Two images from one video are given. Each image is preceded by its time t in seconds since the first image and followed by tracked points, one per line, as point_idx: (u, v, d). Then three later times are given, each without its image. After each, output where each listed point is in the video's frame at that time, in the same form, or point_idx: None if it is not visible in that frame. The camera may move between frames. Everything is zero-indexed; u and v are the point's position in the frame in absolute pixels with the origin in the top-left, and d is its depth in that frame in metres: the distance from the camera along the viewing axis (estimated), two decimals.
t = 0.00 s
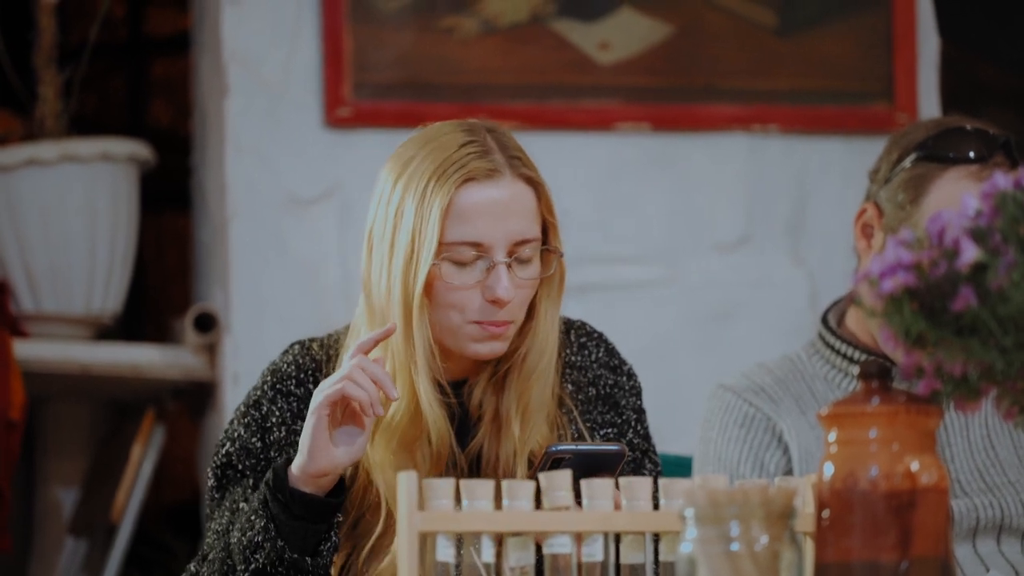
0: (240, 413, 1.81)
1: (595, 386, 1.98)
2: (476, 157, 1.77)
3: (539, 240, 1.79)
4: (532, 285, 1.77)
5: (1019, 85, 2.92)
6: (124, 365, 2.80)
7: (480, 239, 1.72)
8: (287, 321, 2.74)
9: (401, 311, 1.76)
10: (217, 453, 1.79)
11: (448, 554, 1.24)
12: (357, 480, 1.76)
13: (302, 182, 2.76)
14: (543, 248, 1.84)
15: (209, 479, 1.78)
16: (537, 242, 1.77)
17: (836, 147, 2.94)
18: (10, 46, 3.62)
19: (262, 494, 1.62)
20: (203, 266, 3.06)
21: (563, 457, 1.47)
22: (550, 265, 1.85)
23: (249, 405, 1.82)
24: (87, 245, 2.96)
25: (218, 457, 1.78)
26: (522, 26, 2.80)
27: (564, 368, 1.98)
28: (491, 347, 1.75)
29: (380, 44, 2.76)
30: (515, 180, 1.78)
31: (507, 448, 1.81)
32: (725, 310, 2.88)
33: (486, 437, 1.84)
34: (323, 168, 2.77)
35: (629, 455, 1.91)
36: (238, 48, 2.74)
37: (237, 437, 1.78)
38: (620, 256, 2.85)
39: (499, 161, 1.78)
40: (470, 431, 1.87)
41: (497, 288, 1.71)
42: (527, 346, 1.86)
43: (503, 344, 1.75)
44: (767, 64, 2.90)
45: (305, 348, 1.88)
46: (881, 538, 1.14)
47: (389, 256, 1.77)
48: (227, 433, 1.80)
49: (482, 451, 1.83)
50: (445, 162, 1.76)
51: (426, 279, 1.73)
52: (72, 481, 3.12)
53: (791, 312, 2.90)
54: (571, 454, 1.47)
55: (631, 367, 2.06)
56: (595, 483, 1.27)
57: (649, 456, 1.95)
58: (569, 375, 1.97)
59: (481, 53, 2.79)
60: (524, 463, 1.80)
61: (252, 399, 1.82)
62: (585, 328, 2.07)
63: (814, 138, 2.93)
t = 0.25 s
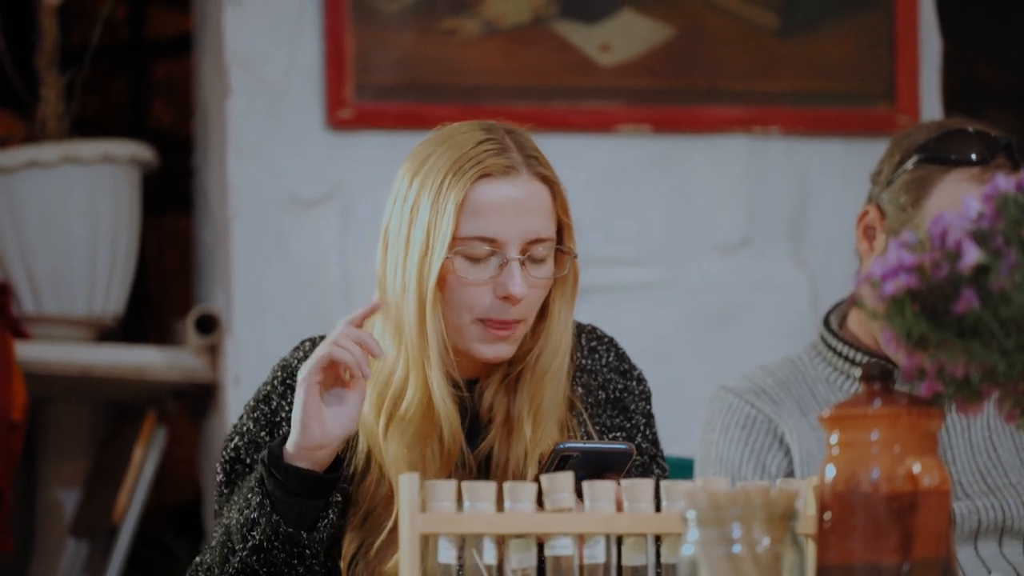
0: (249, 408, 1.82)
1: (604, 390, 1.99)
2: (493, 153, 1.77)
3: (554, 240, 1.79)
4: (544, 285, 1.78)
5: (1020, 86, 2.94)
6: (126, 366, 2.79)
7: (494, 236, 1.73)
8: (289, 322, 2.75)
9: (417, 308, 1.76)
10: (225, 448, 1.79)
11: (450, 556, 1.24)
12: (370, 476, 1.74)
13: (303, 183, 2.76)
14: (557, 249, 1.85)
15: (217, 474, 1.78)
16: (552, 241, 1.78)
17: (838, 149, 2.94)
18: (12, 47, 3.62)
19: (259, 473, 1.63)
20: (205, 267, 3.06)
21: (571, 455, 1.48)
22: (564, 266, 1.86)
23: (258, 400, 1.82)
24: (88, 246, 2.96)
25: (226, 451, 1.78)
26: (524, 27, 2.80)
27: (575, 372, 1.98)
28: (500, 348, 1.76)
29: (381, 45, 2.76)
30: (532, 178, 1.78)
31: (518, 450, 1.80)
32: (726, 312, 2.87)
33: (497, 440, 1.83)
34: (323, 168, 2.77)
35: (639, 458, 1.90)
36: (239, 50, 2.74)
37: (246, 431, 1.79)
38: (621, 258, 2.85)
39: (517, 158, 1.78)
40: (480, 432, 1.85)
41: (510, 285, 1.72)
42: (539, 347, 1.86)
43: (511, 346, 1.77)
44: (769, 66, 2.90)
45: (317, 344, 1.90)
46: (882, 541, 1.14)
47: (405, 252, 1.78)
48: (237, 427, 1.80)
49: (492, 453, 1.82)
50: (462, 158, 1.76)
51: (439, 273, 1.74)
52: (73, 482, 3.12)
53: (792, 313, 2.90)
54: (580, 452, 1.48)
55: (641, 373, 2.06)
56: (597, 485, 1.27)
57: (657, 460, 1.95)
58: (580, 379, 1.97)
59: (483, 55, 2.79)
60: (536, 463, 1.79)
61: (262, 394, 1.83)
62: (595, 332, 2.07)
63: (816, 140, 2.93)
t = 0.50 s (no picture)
0: (262, 411, 1.80)
1: (610, 391, 1.99)
2: (513, 147, 1.79)
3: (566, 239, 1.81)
4: (555, 283, 1.80)
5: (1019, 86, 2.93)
6: (127, 365, 2.82)
7: (507, 227, 1.74)
8: (289, 321, 2.74)
9: (431, 290, 1.74)
10: (240, 454, 1.76)
11: (451, 555, 1.23)
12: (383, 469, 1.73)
13: (303, 182, 2.76)
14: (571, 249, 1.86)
15: (233, 480, 1.75)
16: (565, 240, 1.80)
17: (838, 148, 2.94)
18: (12, 46, 3.62)
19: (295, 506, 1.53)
20: (205, 266, 3.06)
21: (574, 458, 1.49)
22: (576, 267, 1.87)
23: (270, 403, 1.81)
24: (89, 246, 2.96)
25: (242, 457, 1.75)
26: (524, 27, 2.80)
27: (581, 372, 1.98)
28: (505, 338, 1.77)
29: (382, 45, 2.76)
30: (549, 176, 1.80)
31: (527, 453, 1.81)
32: (727, 312, 2.88)
33: (503, 444, 1.83)
34: (324, 168, 2.77)
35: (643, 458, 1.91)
36: (240, 49, 2.74)
37: (260, 437, 1.76)
38: (622, 257, 2.85)
39: (536, 154, 1.80)
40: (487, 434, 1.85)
41: (519, 277, 1.74)
42: (547, 351, 1.87)
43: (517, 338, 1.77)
44: (770, 65, 2.90)
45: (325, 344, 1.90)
46: (883, 540, 1.14)
47: (418, 238, 1.77)
48: (250, 433, 1.78)
49: (498, 458, 1.83)
50: (482, 148, 1.78)
51: (450, 259, 1.74)
52: (74, 482, 3.13)
53: (793, 314, 2.90)
54: (582, 455, 1.49)
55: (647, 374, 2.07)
56: (597, 484, 1.28)
57: (661, 463, 1.95)
58: (586, 379, 1.97)
59: (483, 54, 2.79)
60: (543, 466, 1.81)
61: (273, 397, 1.82)
62: (603, 333, 2.08)
63: (816, 140, 2.93)
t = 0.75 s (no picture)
0: (270, 405, 1.79)
1: (617, 391, 2.00)
2: (526, 142, 1.80)
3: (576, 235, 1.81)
4: (565, 278, 1.79)
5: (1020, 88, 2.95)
6: (127, 363, 2.84)
7: (519, 219, 1.74)
8: (290, 320, 2.74)
9: (444, 282, 1.74)
10: (245, 445, 1.76)
11: (451, 554, 1.23)
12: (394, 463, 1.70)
13: (304, 181, 2.76)
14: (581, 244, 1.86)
15: (235, 470, 1.75)
16: (575, 235, 1.80)
17: (839, 148, 2.94)
18: (14, 45, 3.62)
19: (314, 499, 1.54)
20: (207, 266, 3.06)
21: (582, 453, 1.49)
22: (585, 262, 1.87)
23: (278, 397, 1.80)
24: (91, 245, 2.96)
25: (246, 449, 1.75)
26: (526, 26, 2.80)
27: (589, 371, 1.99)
28: (516, 331, 1.76)
29: (383, 44, 2.76)
30: (560, 171, 1.81)
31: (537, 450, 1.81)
32: (727, 312, 2.87)
33: (511, 442, 1.82)
34: (325, 167, 2.77)
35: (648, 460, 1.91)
36: (241, 49, 2.74)
37: (268, 430, 1.76)
38: (623, 257, 2.85)
39: (548, 149, 1.81)
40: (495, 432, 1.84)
41: (531, 270, 1.73)
42: (557, 349, 1.87)
43: (529, 331, 1.77)
44: (771, 65, 2.90)
45: (332, 339, 1.87)
46: (884, 539, 1.13)
47: (431, 236, 1.76)
48: (256, 426, 1.77)
49: (506, 456, 1.81)
50: (495, 143, 1.78)
51: (462, 251, 1.73)
52: (75, 480, 3.13)
53: (793, 313, 2.89)
54: (591, 451, 1.49)
55: (654, 375, 2.07)
56: (598, 484, 1.27)
57: (666, 463, 1.94)
58: (594, 378, 1.98)
59: (485, 53, 2.79)
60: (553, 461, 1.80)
61: (280, 391, 1.80)
62: (609, 334, 2.08)
63: (817, 139, 2.93)
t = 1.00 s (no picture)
0: (268, 407, 1.79)
1: (618, 392, 2.00)
2: (527, 142, 1.80)
3: (579, 233, 1.80)
4: (569, 277, 1.78)
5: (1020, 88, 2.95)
6: (128, 363, 2.84)
7: (523, 219, 1.74)
8: (291, 320, 2.74)
9: (448, 285, 1.75)
10: (243, 448, 1.76)
11: (452, 555, 1.23)
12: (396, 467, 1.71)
13: (304, 182, 2.76)
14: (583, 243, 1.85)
15: (234, 472, 1.76)
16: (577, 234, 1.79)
17: (840, 149, 2.94)
18: (14, 45, 3.62)
19: (305, 489, 1.54)
20: (208, 266, 3.07)
21: (588, 451, 1.49)
22: (589, 260, 1.86)
23: (276, 399, 1.80)
24: (91, 245, 2.96)
25: (245, 451, 1.75)
26: (527, 27, 2.80)
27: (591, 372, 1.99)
28: (522, 331, 1.75)
29: (384, 45, 2.76)
30: (561, 170, 1.81)
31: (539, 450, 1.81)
32: (727, 312, 2.87)
33: (512, 442, 1.82)
34: (326, 168, 2.77)
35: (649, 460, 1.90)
36: (242, 49, 2.74)
37: (265, 432, 1.76)
38: (623, 257, 2.85)
39: (549, 149, 1.81)
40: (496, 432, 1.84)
41: (537, 269, 1.72)
42: (560, 349, 1.87)
43: (534, 331, 1.76)
44: (772, 66, 2.90)
45: (332, 341, 1.88)
46: (885, 540, 1.13)
47: (434, 237, 1.76)
48: (255, 427, 1.78)
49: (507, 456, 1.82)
50: (496, 144, 1.78)
51: (467, 252, 1.73)
52: (75, 481, 3.13)
53: (794, 314, 2.89)
54: (597, 449, 1.49)
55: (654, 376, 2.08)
56: (599, 485, 1.27)
57: (667, 464, 1.94)
58: (596, 380, 1.98)
59: (485, 54, 2.79)
60: (555, 461, 1.80)
61: (279, 393, 1.81)
62: (610, 335, 2.09)
63: (818, 140, 2.93)
